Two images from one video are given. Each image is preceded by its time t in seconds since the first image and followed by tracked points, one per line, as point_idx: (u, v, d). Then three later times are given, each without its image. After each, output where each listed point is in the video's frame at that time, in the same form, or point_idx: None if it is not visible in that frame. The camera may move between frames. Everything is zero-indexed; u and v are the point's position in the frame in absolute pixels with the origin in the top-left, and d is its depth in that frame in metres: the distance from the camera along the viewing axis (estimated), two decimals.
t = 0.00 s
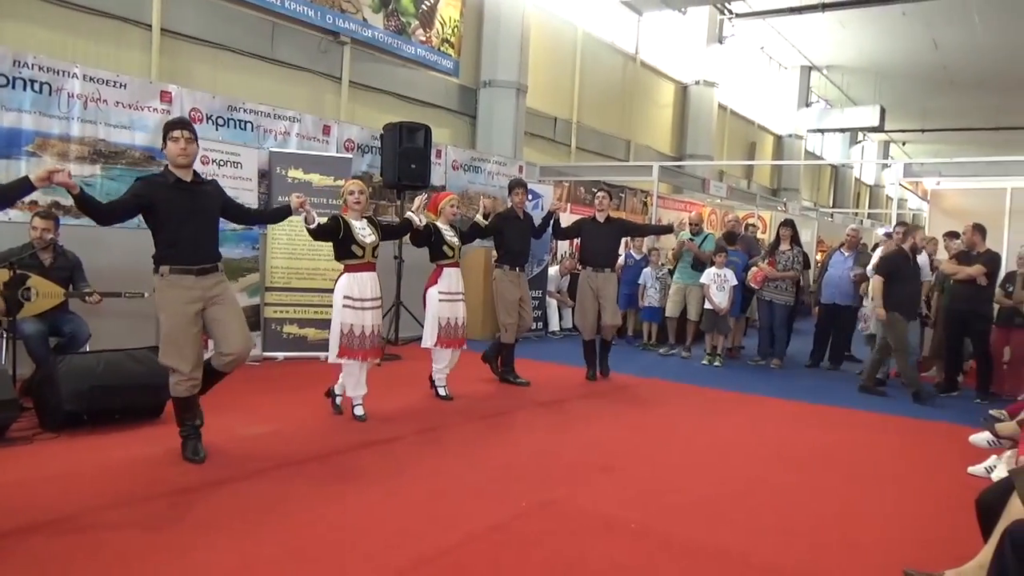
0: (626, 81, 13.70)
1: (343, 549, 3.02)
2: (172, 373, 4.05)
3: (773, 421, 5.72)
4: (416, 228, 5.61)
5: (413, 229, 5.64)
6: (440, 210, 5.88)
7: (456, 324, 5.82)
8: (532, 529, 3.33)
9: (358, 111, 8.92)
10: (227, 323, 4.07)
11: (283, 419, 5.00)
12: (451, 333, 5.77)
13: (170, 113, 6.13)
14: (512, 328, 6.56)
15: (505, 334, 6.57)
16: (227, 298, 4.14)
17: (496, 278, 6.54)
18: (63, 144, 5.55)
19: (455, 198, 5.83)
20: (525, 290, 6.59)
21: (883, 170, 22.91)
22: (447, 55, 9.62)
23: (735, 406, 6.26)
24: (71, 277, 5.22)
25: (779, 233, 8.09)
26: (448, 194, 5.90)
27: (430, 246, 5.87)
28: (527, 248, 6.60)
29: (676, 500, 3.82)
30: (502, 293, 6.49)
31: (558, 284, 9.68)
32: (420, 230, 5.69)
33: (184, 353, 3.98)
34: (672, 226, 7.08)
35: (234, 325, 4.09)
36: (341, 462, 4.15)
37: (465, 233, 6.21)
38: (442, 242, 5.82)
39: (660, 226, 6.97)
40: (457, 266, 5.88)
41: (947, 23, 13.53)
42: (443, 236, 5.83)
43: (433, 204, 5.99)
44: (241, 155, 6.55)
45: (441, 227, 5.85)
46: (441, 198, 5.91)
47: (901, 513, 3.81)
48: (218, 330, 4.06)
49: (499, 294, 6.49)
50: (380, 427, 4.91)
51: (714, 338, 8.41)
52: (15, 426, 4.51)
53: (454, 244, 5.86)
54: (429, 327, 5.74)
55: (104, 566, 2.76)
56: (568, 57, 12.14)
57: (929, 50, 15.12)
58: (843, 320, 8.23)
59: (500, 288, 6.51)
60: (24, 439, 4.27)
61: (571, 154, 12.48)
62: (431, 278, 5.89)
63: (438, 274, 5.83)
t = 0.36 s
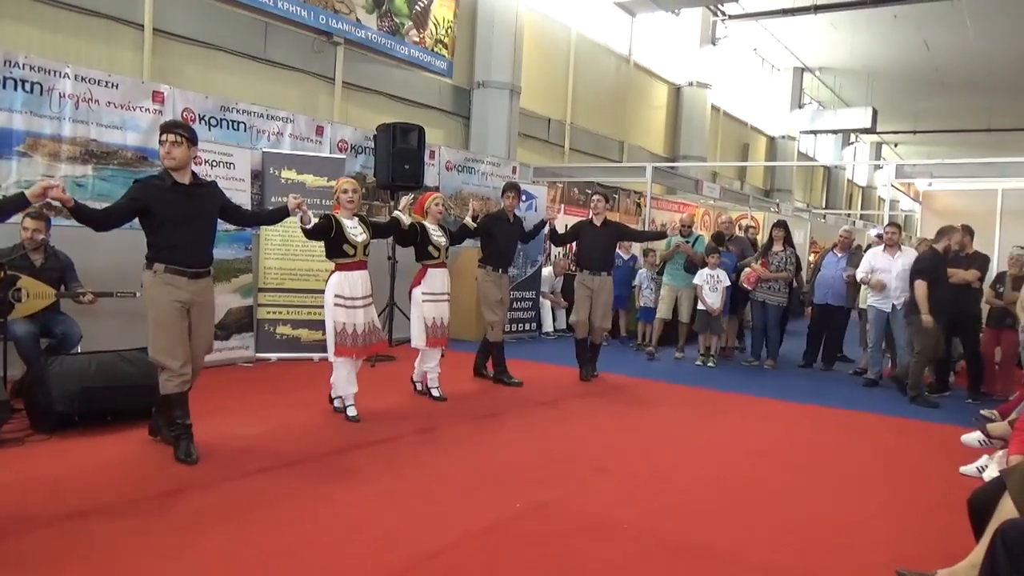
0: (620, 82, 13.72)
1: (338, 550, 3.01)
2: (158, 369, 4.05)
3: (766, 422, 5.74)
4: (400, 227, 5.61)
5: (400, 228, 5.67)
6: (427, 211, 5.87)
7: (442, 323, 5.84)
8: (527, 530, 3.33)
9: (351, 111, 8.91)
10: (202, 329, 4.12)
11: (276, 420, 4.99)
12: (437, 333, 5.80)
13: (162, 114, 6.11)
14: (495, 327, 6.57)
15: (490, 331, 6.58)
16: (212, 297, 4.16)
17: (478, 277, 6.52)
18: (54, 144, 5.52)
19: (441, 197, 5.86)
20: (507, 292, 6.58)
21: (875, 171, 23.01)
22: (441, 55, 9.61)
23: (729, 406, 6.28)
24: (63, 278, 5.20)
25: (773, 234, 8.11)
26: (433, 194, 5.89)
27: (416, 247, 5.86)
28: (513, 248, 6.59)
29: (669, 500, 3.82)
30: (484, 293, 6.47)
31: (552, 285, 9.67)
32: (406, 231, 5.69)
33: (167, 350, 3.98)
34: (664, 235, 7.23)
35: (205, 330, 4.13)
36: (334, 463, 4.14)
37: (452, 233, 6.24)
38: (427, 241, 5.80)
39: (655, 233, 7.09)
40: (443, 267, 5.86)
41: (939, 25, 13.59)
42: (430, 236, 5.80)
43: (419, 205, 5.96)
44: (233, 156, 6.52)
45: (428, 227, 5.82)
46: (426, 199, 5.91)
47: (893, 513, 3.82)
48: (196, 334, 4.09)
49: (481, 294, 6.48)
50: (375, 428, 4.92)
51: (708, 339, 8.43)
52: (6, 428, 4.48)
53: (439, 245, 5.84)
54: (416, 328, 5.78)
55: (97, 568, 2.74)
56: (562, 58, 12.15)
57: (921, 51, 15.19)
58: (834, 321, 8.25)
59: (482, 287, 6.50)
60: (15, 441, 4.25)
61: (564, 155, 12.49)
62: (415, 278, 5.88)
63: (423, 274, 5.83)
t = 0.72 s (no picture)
0: (613, 83, 13.74)
1: (333, 550, 3.01)
2: (133, 362, 4.08)
3: (759, 422, 5.75)
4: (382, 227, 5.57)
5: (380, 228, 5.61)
6: (411, 209, 5.90)
7: (422, 322, 5.85)
8: (521, 530, 3.34)
9: (344, 111, 8.90)
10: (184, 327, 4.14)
11: (268, 421, 4.98)
12: (415, 331, 5.78)
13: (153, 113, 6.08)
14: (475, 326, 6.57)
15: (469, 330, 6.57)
16: (194, 294, 4.18)
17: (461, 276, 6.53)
18: (44, 144, 5.49)
19: (425, 195, 5.90)
20: (491, 290, 6.61)
21: (866, 171, 23.11)
22: (434, 56, 9.61)
23: (721, 405, 6.30)
24: (54, 278, 5.18)
25: (765, 234, 8.13)
26: (417, 192, 5.93)
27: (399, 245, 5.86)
28: (498, 248, 6.62)
29: (662, 500, 3.83)
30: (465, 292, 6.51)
31: (545, 285, 9.69)
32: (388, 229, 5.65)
33: (148, 347, 4.01)
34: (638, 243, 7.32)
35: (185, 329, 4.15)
36: (327, 464, 4.13)
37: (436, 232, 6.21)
38: (410, 240, 5.81)
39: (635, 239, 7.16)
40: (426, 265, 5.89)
41: (931, 26, 13.64)
42: (413, 236, 5.81)
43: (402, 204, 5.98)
44: (226, 156, 6.48)
45: (411, 225, 5.84)
46: (410, 197, 5.94)
47: (885, 512, 3.83)
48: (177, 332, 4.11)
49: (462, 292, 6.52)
50: (368, 428, 4.92)
51: (701, 338, 8.43)
52: None
53: (422, 244, 5.85)
54: (393, 324, 5.79)
55: (91, 569, 2.73)
56: (555, 58, 12.15)
57: (913, 52, 15.25)
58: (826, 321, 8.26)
59: (465, 286, 6.52)
60: (6, 442, 4.22)
61: (557, 155, 12.49)
62: (398, 277, 5.88)
63: (406, 273, 5.84)
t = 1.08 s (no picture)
0: (602, 83, 13.76)
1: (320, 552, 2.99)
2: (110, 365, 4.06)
3: (748, 421, 5.77)
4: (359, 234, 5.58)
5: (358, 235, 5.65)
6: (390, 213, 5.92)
7: (403, 323, 5.83)
8: (510, 530, 3.32)
9: (333, 111, 8.87)
10: (163, 330, 4.11)
11: (255, 422, 4.95)
12: (395, 333, 5.78)
13: (140, 113, 6.05)
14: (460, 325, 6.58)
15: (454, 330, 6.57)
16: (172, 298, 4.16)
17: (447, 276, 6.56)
18: (29, 143, 5.44)
19: (405, 199, 5.91)
20: (474, 290, 6.63)
21: (854, 172, 23.26)
22: (424, 56, 9.61)
23: (710, 405, 6.32)
24: (40, 278, 5.15)
25: (754, 234, 8.17)
26: (396, 196, 5.94)
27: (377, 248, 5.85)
28: (482, 249, 6.66)
29: (651, 500, 3.83)
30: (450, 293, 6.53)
31: (535, 286, 9.69)
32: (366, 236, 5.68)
33: (126, 349, 3.99)
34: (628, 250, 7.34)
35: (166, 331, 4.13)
36: (316, 465, 4.10)
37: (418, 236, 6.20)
38: (389, 243, 5.80)
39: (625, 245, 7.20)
40: (405, 268, 5.88)
41: (917, 27, 13.73)
42: (392, 238, 5.80)
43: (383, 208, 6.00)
44: (214, 156, 6.45)
45: (389, 228, 5.84)
46: (390, 200, 5.96)
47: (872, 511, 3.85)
48: (155, 335, 4.09)
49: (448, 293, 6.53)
50: (356, 429, 4.91)
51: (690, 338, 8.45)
52: None
53: (401, 247, 5.83)
54: (375, 326, 5.78)
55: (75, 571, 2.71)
56: (545, 58, 12.16)
57: (900, 54, 15.35)
58: (814, 320, 8.31)
59: (449, 286, 6.54)
60: None
61: (547, 155, 12.50)
62: (378, 278, 5.89)
63: (385, 275, 5.84)
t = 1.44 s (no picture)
0: (584, 84, 13.80)
1: (301, 554, 2.97)
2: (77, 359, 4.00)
3: (728, 420, 5.81)
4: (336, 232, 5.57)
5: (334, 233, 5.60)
6: (366, 210, 5.92)
7: (371, 320, 5.83)
8: (492, 531, 3.32)
9: (314, 110, 8.82)
10: (132, 324, 4.11)
11: (235, 422, 4.91)
12: (364, 328, 5.78)
13: (118, 111, 5.98)
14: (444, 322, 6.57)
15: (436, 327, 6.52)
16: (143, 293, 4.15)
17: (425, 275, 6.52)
18: (4, 141, 5.36)
19: (382, 196, 5.91)
20: (453, 289, 6.63)
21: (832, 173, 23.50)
22: (406, 55, 9.58)
23: (691, 404, 6.35)
24: (16, 278, 5.07)
25: (735, 234, 8.23)
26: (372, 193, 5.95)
27: (353, 244, 5.80)
28: (458, 248, 6.65)
29: (634, 499, 3.84)
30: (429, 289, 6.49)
31: (517, 286, 9.72)
32: (342, 234, 5.65)
33: (99, 344, 3.93)
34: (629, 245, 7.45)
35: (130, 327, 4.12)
36: (296, 466, 4.08)
37: (393, 231, 6.18)
38: (366, 240, 5.75)
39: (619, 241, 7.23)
40: (380, 265, 5.83)
41: (895, 30, 13.90)
42: (368, 235, 5.76)
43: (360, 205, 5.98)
44: (193, 155, 6.38)
45: (367, 224, 5.82)
46: (367, 197, 5.95)
47: (851, 509, 3.89)
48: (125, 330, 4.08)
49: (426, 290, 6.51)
50: (338, 429, 4.88)
51: (672, 338, 8.51)
52: None
53: (377, 243, 5.79)
54: (346, 321, 5.81)
55: None
56: (527, 58, 12.17)
57: (878, 56, 15.53)
58: (795, 320, 8.38)
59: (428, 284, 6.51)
60: None
61: (529, 155, 12.50)
62: (351, 273, 5.87)
63: (357, 271, 5.81)
